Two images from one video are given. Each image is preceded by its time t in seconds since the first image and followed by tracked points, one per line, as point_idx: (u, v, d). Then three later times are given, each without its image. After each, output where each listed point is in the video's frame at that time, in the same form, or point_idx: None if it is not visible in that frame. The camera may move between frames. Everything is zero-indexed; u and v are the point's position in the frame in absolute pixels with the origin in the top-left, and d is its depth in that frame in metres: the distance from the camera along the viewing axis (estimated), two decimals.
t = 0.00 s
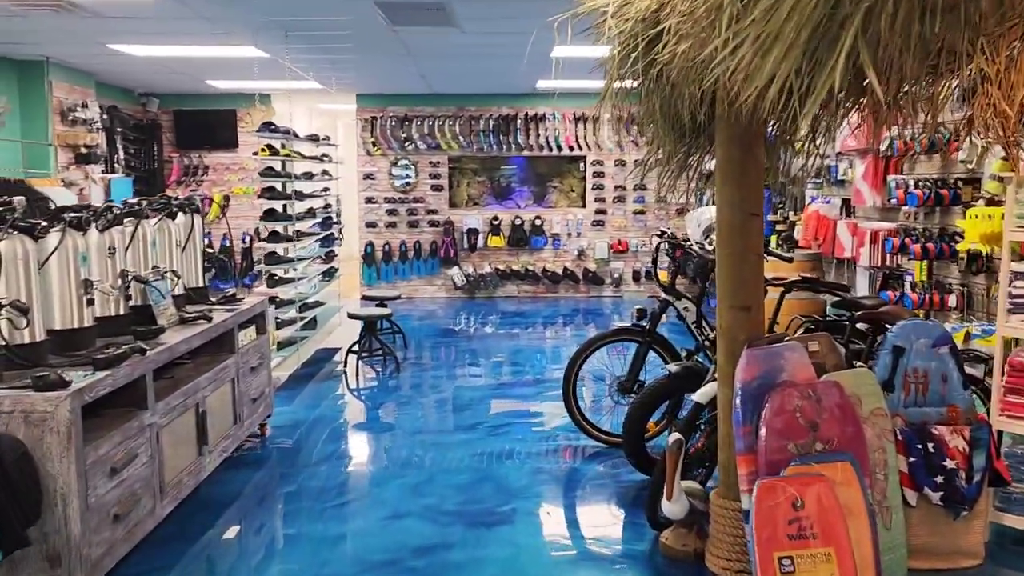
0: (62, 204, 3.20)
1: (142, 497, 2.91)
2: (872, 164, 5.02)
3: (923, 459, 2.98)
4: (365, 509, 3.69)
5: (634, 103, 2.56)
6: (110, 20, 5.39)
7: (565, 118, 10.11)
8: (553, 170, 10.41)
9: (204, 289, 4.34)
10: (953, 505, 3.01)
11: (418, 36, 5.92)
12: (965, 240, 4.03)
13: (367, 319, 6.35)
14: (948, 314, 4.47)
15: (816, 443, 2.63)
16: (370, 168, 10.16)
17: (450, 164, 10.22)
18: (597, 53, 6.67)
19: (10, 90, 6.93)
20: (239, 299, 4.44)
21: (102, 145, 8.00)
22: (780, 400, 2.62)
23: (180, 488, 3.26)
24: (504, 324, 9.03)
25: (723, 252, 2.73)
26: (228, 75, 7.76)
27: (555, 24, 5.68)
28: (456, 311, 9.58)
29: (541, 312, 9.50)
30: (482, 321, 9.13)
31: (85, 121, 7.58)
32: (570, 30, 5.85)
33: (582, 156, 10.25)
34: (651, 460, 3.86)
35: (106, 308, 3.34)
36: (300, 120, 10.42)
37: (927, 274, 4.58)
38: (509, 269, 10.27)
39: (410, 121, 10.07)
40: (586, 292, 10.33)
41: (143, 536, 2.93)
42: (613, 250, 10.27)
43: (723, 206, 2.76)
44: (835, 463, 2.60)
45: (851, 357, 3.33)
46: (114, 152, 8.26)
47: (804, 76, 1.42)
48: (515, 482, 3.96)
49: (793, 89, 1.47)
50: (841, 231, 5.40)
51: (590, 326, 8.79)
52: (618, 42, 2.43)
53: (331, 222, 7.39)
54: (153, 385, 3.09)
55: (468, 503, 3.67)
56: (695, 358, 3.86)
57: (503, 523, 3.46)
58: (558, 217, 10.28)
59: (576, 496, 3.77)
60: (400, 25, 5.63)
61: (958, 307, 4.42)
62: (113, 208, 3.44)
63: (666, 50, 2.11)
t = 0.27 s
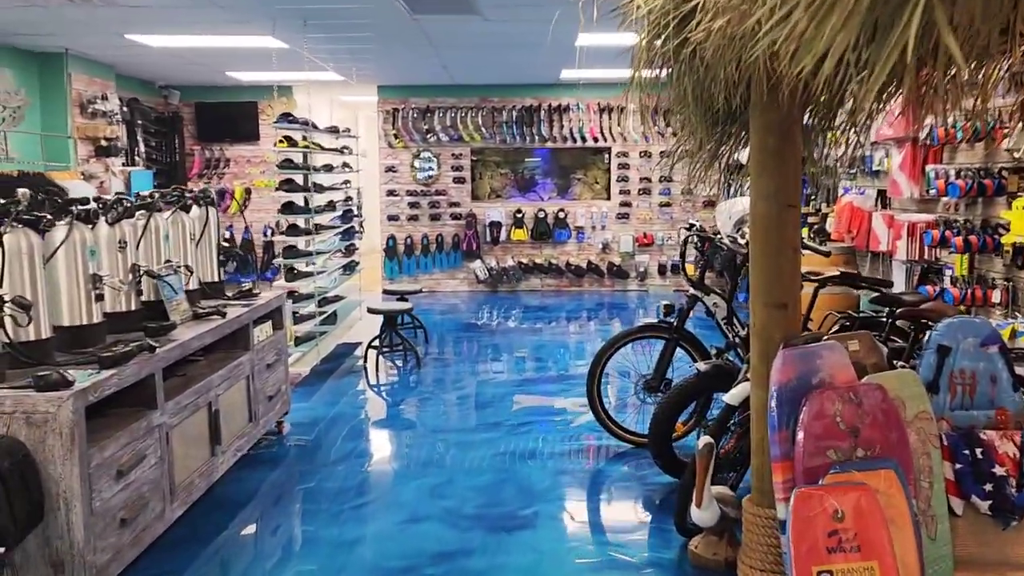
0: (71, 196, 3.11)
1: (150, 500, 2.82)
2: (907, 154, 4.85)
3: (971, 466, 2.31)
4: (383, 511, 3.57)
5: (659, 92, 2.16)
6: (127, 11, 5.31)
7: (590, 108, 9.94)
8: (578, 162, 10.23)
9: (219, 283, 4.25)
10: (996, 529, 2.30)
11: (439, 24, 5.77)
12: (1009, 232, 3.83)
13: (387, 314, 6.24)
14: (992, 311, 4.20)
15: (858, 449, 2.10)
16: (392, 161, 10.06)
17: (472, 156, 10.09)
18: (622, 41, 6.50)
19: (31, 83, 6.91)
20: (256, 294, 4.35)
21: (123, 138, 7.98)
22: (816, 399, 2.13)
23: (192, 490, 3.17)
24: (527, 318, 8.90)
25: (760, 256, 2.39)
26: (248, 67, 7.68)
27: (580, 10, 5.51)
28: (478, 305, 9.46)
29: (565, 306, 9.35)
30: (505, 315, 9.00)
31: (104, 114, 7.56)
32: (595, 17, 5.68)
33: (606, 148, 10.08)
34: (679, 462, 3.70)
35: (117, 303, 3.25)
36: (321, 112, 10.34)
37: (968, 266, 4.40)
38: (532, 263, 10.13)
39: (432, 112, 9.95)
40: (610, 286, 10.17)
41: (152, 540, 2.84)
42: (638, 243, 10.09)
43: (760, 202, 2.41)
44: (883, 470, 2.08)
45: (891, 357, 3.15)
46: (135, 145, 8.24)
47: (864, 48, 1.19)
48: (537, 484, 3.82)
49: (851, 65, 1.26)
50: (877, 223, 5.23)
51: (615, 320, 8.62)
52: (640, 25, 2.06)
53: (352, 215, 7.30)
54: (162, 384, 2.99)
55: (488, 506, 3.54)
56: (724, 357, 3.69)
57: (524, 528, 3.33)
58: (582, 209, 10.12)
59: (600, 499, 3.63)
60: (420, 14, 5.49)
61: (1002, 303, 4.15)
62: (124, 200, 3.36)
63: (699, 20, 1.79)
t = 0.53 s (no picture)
0: (80, 188, 3.03)
1: (158, 502, 2.73)
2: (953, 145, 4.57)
3: None
4: (401, 514, 3.45)
5: (689, 86, 1.81)
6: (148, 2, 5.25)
7: (619, 100, 9.76)
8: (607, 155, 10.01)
9: (237, 278, 4.16)
10: None
11: (463, 12, 5.64)
12: None
13: (410, 309, 6.12)
14: None
15: (903, 457, 1.79)
16: (418, 154, 9.96)
17: (499, 149, 9.96)
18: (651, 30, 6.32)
19: (56, 75, 6.93)
20: (274, 288, 4.26)
21: (148, 131, 7.98)
22: (860, 403, 1.79)
23: (203, 490, 3.08)
24: (554, 313, 8.76)
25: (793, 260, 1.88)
26: (273, 59, 7.62)
27: None
28: (505, 300, 9.33)
29: (593, 302, 9.19)
30: (532, 311, 8.86)
31: (129, 107, 7.58)
32: (623, 5, 5.52)
33: (636, 140, 9.89)
34: (708, 466, 3.54)
35: (128, 299, 3.17)
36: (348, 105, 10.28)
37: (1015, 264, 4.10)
38: (559, 257, 9.98)
39: (458, 105, 9.84)
40: (639, 282, 9.99)
41: (159, 543, 2.75)
42: (668, 238, 9.89)
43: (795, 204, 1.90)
44: (934, 481, 1.76)
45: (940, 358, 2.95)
46: (160, 139, 8.24)
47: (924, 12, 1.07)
48: (560, 487, 3.67)
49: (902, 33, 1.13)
50: (918, 218, 4.97)
51: (643, 316, 8.45)
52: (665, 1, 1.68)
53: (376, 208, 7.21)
54: (172, 382, 2.89)
55: (509, 510, 3.40)
56: (757, 357, 3.52)
57: (546, 534, 3.19)
58: (610, 203, 9.95)
59: (626, 504, 3.47)
60: (443, 2, 5.37)
61: None
62: (136, 192, 3.28)
63: None
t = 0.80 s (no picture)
0: (96, 182, 2.96)
1: (170, 506, 2.65)
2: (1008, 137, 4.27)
3: None
4: (423, 519, 3.33)
5: (727, 77, 1.62)
6: None
7: (655, 93, 9.55)
8: (642, 150, 9.95)
9: (260, 274, 4.09)
10: None
11: (494, 2, 5.49)
12: None
13: (439, 306, 6.01)
14: None
15: (957, 475, 1.44)
16: (450, 148, 9.86)
17: (533, 144, 9.81)
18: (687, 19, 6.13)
19: (89, 69, 6.93)
20: (297, 285, 4.17)
21: (180, 125, 7.99)
22: (910, 411, 1.46)
23: (219, 492, 2.99)
24: (587, 310, 8.59)
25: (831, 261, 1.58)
26: (304, 52, 7.56)
27: None
28: (537, 297, 9.19)
29: (627, 299, 9.00)
30: (564, 307, 8.71)
31: (161, 101, 7.58)
32: None
33: (672, 134, 9.67)
34: (744, 475, 3.37)
35: (145, 295, 3.10)
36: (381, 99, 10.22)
37: None
38: (593, 253, 9.81)
39: (491, 98, 9.70)
40: (675, 278, 9.78)
41: (172, 548, 2.67)
42: (705, 234, 9.66)
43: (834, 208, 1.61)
44: (994, 503, 1.40)
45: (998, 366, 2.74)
46: (193, 133, 8.23)
47: None
48: (587, 494, 3.52)
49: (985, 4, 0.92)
50: (970, 214, 4.73)
51: (679, 314, 8.24)
52: None
53: (406, 203, 7.12)
54: (186, 381, 2.81)
55: (534, 518, 3.27)
56: (797, 362, 3.34)
57: (573, 545, 3.05)
58: (645, 198, 9.75)
59: (657, 514, 3.32)
60: None
61: None
62: (154, 187, 3.20)
63: None
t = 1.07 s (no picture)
0: (115, 174, 2.89)
1: (184, 508, 2.57)
2: None
3: None
4: (446, 524, 3.22)
5: (770, 67, 1.44)
6: None
7: (694, 84, 9.33)
8: (679, 142, 9.65)
9: (285, 269, 4.02)
10: None
11: None
12: None
13: (470, 301, 5.91)
14: None
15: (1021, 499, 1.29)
16: (485, 141, 9.75)
17: (568, 136, 9.66)
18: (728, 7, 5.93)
19: (124, 61, 6.93)
20: (323, 280, 4.10)
21: (215, 118, 7.97)
22: (971, 424, 1.30)
23: (237, 493, 2.92)
24: (622, 306, 8.43)
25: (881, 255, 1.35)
26: (337, 43, 7.50)
27: None
28: (572, 292, 9.04)
29: (664, 295, 8.81)
30: (599, 303, 8.55)
31: (196, 93, 7.57)
32: None
33: (712, 126, 9.45)
34: (784, 484, 3.21)
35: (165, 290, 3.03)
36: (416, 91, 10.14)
37: None
38: (629, 248, 9.63)
39: (527, 90, 9.55)
40: (713, 274, 9.56)
41: (186, 552, 2.60)
42: (745, 229, 9.42)
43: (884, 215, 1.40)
44: None
45: None
46: (227, 125, 8.20)
47: None
48: (617, 502, 3.39)
49: None
50: None
51: (717, 311, 8.04)
52: None
53: (438, 196, 7.02)
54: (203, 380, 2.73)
55: (562, 527, 3.14)
56: (841, 367, 3.15)
57: (601, 555, 2.92)
58: (684, 192, 9.54)
59: (690, 524, 3.17)
60: None
61: None
62: (174, 179, 3.13)
63: None
